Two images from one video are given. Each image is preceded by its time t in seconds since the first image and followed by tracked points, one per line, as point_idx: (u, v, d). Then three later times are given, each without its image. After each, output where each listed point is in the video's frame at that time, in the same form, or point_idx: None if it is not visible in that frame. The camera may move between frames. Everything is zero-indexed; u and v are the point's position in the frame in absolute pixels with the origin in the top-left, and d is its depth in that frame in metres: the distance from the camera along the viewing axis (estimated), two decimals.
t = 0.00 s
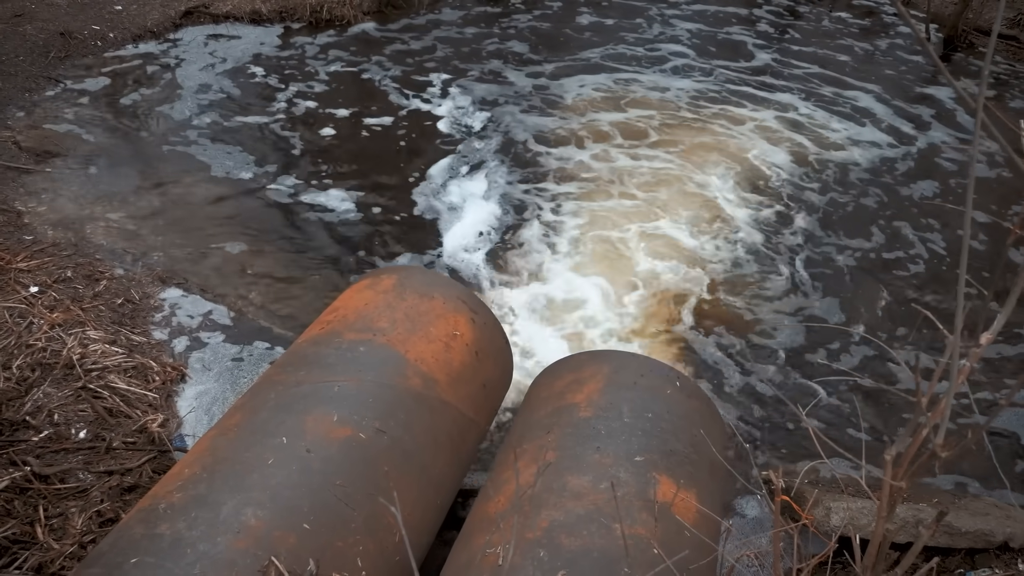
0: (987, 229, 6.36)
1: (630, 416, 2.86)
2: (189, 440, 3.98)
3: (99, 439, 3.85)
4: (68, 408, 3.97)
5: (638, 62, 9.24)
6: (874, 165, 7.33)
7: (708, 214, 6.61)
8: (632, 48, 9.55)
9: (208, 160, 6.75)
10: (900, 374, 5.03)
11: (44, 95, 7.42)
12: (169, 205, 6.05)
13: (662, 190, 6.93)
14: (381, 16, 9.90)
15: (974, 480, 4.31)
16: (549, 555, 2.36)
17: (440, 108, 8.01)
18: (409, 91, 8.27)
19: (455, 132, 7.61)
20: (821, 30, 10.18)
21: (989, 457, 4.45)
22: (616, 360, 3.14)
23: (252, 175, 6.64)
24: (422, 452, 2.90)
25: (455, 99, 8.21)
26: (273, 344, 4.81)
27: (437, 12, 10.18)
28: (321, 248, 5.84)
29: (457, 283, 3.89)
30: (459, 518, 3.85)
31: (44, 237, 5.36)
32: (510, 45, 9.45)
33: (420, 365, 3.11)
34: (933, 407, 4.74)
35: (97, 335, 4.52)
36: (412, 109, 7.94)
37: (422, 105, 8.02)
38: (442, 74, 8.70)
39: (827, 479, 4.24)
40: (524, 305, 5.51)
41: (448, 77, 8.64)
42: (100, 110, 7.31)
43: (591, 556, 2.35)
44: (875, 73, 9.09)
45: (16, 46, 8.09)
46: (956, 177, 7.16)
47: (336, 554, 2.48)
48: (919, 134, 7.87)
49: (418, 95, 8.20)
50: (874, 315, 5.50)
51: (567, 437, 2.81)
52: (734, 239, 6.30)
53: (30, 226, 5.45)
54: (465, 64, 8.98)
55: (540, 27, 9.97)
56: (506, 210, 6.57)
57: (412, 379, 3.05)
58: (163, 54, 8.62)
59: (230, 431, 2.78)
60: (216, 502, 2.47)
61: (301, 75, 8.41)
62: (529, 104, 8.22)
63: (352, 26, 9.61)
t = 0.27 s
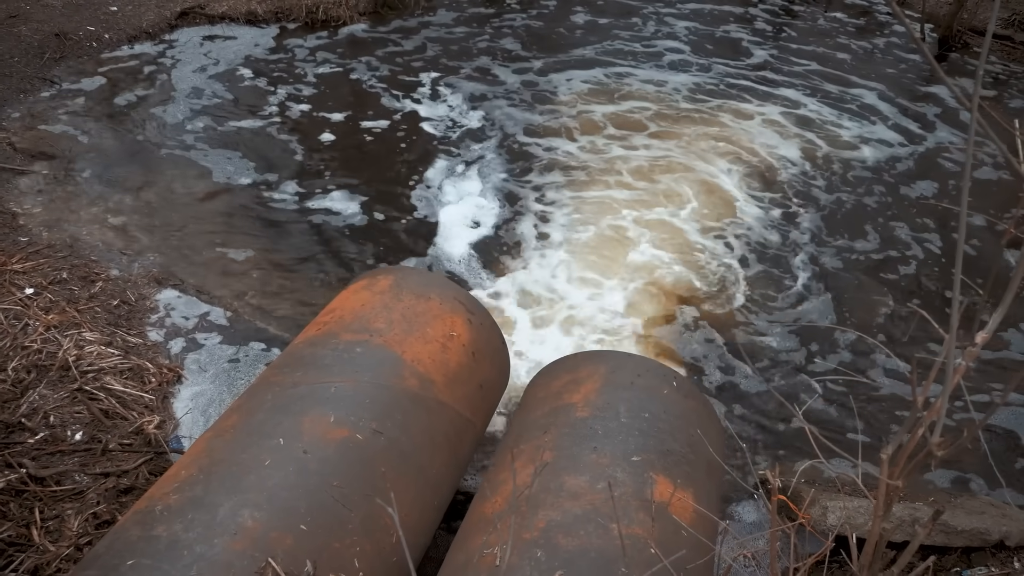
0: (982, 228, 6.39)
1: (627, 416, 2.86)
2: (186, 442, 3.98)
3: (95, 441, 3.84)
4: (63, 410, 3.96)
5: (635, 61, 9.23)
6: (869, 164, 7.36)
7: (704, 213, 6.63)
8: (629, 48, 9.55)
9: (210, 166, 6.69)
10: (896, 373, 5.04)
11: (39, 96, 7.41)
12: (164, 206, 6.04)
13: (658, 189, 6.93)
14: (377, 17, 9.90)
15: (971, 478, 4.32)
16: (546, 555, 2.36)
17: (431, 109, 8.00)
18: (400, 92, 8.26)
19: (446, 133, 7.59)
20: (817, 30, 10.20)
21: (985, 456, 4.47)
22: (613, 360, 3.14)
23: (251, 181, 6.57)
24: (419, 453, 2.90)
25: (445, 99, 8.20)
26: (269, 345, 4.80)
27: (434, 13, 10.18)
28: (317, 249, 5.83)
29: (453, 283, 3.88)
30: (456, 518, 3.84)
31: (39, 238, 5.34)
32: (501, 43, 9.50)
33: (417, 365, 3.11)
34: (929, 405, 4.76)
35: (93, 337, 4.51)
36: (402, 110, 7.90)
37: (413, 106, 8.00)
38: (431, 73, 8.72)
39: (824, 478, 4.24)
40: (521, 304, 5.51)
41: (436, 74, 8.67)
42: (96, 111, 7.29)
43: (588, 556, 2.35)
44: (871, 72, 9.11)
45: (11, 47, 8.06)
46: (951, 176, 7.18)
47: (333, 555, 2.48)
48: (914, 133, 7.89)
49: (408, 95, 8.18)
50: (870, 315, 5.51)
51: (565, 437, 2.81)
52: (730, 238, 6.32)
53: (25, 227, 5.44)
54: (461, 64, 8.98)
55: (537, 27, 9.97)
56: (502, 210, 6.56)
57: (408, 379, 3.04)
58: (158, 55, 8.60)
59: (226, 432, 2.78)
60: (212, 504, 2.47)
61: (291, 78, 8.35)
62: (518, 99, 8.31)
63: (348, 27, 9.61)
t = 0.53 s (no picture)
0: (977, 227, 6.41)
1: (624, 416, 2.87)
2: (182, 442, 3.97)
3: (92, 442, 3.83)
4: (60, 411, 3.95)
5: (632, 60, 9.22)
6: (865, 162, 7.37)
7: (700, 211, 6.63)
8: (625, 46, 9.54)
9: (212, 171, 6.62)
10: (892, 371, 5.05)
11: (34, 96, 7.39)
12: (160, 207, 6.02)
13: (655, 187, 6.95)
14: (373, 17, 9.88)
15: (967, 476, 4.33)
16: (544, 554, 2.37)
17: (421, 109, 7.96)
18: (392, 92, 8.23)
19: (439, 133, 7.56)
20: (813, 28, 10.21)
21: (981, 453, 4.48)
22: (610, 359, 3.14)
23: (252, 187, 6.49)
24: (417, 452, 2.90)
25: (435, 99, 8.17)
26: (266, 345, 4.79)
27: (430, 12, 10.17)
28: (314, 248, 5.82)
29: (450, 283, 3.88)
30: (453, 517, 3.84)
31: (35, 239, 5.33)
32: (493, 39, 9.56)
33: (414, 365, 3.11)
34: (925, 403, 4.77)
35: (89, 337, 4.50)
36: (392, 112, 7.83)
37: (402, 108, 7.94)
38: (421, 71, 8.70)
39: (820, 477, 4.25)
40: (519, 304, 5.50)
41: (425, 73, 8.65)
42: (91, 111, 7.27)
43: (585, 555, 2.35)
44: (866, 71, 9.13)
45: (6, 46, 8.04)
46: (946, 174, 7.20)
47: (331, 555, 2.48)
48: (911, 132, 7.90)
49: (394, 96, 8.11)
50: (866, 313, 5.52)
51: (562, 436, 2.82)
52: (727, 237, 6.32)
53: (20, 227, 5.42)
54: (457, 63, 8.97)
55: (533, 26, 9.96)
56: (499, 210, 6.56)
57: (405, 379, 3.04)
58: (154, 55, 8.58)
59: (223, 432, 2.78)
60: (209, 504, 2.46)
61: (279, 80, 8.28)
62: (508, 93, 8.38)
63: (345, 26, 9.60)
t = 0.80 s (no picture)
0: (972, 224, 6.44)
1: (621, 413, 2.87)
2: (179, 441, 3.96)
3: (88, 441, 3.82)
4: (55, 410, 3.94)
5: (627, 58, 9.23)
6: (860, 159, 7.39)
7: (695, 209, 6.65)
8: (621, 44, 9.55)
9: (216, 176, 6.53)
10: (887, 368, 5.07)
11: (28, 95, 7.36)
12: (156, 205, 6.01)
13: (652, 172, 7.14)
14: (369, 15, 9.87)
15: (962, 473, 4.35)
16: (541, 552, 2.37)
17: (414, 107, 7.93)
18: (386, 90, 8.21)
19: (433, 132, 7.55)
20: (809, 26, 10.22)
21: (976, 450, 4.50)
22: (607, 357, 3.15)
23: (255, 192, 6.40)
24: (413, 451, 2.90)
25: (429, 97, 8.15)
26: (262, 344, 4.78)
27: (426, 10, 10.16)
28: (310, 247, 5.82)
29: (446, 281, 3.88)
30: (450, 516, 3.84)
31: (29, 238, 5.31)
32: (489, 37, 9.57)
33: (410, 364, 3.11)
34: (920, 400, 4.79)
35: (84, 337, 4.49)
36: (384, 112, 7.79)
37: (395, 105, 7.92)
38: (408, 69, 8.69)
39: (816, 474, 4.27)
40: (514, 302, 5.50)
41: (412, 72, 8.63)
42: (86, 109, 7.25)
43: (582, 553, 2.36)
44: (862, 68, 9.14)
45: None
46: (941, 171, 7.23)
47: (328, 553, 2.48)
48: (906, 130, 7.92)
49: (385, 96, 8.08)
50: (861, 311, 5.54)
51: (559, 434, 2.82)
52: (722, 234, 6.34)
53: (14, 226, 5.41)
54: (453, 61, 8.96)
55: (529, 24, 9.96)
56: (495, 208, 6.55)
57: (402, 377, 3.04)
58: (149, 53, 8.56)
59: (219, 431, 2.77)
60: (205, 503, 2.46)
61: (267, 80, 8.22)
62: (497, 87, 8.46)
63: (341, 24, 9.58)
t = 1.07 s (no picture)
0: (969, 221, 6.45)
1: (618, 410, 2.88)
2: (176, 439, 3.96)
3: (85, 439, 3.82)
4: (52, 409, 3.94)
5: (625, 55, 9.23)
6: (857, 156, 7.40)
7: (692, 206, 6.65)
8: (619, 41, 9.55)
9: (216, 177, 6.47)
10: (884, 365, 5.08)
11: (24, 92, 7.34)
12: (152, 203, 5.99)
13: (648, 156, 7.32)
14: (365, 11, 9.84)
15: (959, 469, 4.36)
16: (538, 549, 2.38)
17: (409, 104, 7.92)
18: (382, 87, 8.19)
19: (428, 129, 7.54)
20: (806, 23, 10.22)
21: (972, 446, 4.52)
22: (604, 354, 3.15)
23: (256, 193, 6.34)
24: (411, 448, 2.90)
25: (423, 94, 8.14)
26: (259, 342, 4.78)
27: (423, 7, 10.14)
28: (307, 244, 5.81)
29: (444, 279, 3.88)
30: (448, 513, 3.84)
31: (25, 236, 5.30)
32: (485, 33, 9.57)
33: (407, 361, 3.11)
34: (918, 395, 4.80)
35: (81, 335, 4.48)
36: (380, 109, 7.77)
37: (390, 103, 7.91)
38: (398, 65, 8.69)
39: (814, 470, 4.28)
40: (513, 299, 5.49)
41: (401, 68, 8.63)
42: (82, 107, 7.23)
43: (580, 550, 2.36)
44: (859, 64, 9.15)
45: None
46: (938, 168, 7.24)
47: (325, 551, 2.48)
48: (903, 126, 7.93)
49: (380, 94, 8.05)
50: (858, 307, 5.55)
51: (556, 431, 2.82)
52: (718, 231, 6.34)
53: (10, 225, 5.40)
54: (450, 58, 8.95)
55: (526, 20, 9.95)
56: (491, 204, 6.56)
57: (399, 375, 3.04)
58: (145, 50, 8.54)
59: (216, 429, 2.77)
60: (203, 500, 2.46)
61: (256, 81, 8.13)
62: (490, 81, 8.51)
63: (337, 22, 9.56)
